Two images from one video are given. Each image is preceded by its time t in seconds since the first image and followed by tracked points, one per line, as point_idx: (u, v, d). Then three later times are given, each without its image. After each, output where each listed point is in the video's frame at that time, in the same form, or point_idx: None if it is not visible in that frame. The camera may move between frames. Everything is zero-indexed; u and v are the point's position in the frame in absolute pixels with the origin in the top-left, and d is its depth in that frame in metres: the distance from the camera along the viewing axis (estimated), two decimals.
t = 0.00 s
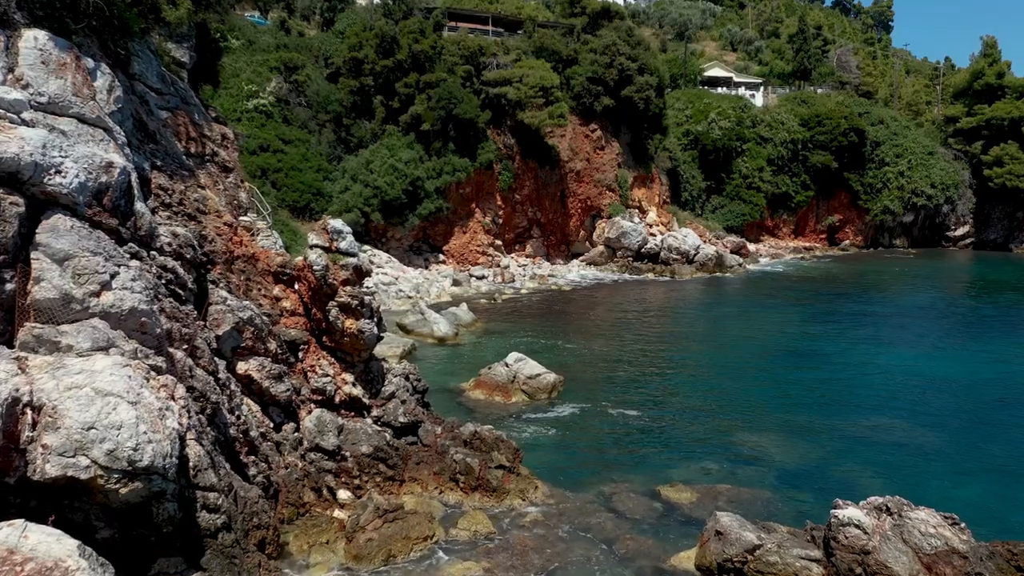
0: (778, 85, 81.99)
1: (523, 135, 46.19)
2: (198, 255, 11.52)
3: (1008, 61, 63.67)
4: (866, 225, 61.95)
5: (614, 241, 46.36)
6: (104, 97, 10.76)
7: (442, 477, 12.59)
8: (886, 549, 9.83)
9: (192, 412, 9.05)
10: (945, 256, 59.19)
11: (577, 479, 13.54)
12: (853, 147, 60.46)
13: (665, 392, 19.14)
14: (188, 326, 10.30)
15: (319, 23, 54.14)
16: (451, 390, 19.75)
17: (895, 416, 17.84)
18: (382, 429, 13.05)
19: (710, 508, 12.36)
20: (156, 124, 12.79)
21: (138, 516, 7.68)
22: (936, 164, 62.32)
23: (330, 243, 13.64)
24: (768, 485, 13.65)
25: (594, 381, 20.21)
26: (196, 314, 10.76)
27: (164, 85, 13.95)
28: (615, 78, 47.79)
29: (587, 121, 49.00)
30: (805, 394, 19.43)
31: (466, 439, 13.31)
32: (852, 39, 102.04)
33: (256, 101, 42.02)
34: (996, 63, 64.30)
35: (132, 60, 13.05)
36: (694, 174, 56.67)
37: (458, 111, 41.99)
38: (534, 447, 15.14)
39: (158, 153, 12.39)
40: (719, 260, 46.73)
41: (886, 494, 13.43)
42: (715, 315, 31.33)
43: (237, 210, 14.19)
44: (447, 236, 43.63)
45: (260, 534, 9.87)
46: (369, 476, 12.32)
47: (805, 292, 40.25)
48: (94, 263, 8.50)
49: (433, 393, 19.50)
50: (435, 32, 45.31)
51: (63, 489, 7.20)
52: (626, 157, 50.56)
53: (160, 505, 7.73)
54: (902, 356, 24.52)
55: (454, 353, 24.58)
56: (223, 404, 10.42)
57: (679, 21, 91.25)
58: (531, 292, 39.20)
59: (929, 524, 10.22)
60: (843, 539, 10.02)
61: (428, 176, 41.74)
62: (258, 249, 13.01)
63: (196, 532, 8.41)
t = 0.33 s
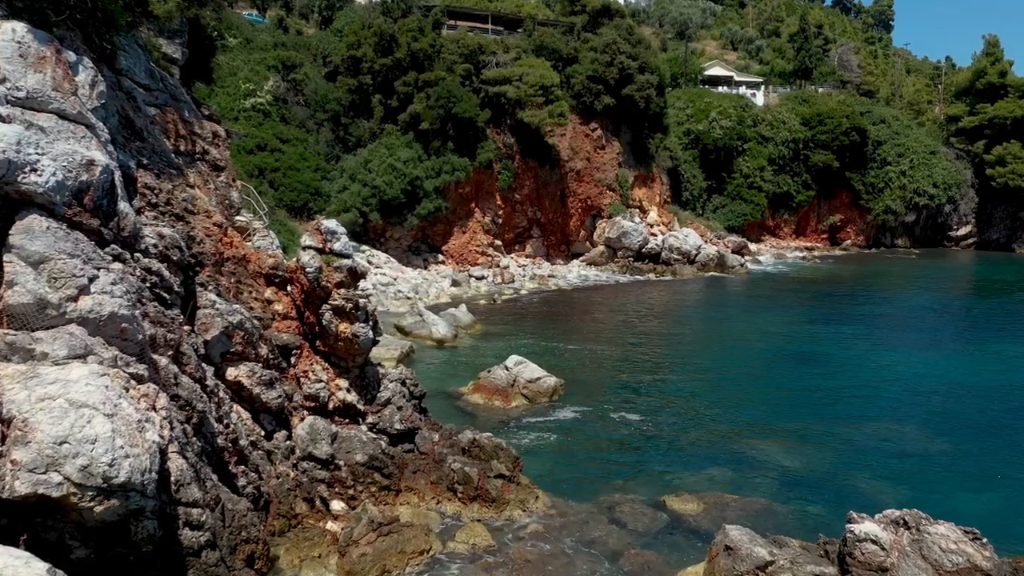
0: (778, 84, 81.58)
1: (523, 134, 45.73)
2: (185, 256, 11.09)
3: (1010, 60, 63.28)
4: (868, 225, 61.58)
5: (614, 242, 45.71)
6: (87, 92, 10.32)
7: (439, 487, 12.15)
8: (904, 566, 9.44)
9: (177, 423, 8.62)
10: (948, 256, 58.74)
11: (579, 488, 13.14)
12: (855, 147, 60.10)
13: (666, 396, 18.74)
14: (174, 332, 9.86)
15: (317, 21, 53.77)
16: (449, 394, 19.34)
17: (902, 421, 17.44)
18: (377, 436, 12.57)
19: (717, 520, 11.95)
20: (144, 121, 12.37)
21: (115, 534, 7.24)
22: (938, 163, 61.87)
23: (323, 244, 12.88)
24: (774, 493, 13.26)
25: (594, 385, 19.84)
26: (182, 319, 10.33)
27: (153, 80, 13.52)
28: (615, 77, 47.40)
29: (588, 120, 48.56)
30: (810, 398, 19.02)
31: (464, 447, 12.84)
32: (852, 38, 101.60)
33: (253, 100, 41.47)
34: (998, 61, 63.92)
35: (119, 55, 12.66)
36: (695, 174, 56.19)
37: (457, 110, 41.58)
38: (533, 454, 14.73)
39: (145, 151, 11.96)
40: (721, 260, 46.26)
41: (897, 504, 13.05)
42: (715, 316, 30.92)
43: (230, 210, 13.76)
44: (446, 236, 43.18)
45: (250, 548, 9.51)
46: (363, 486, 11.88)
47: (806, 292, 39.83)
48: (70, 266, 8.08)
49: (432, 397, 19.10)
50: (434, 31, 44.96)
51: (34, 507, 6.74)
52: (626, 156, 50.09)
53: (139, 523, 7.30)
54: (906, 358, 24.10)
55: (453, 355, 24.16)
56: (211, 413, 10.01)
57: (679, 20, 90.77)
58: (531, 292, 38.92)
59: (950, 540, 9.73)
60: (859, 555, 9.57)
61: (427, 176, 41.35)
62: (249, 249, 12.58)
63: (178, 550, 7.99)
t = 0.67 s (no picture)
0: (780, 83, 81.05)
1: (522, 132, 45.21)
2: (167, 258, 10.52)
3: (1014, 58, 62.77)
4: (870, 225, 61.13)
5: (614, 242, 45.10)
6: (61, 84, 9.74)
7: (436, 499, 11.66)
8: None
9: (155, 437, 8.07)
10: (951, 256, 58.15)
11: (580, 500, 12.60)
12: (857, 146, 59.77)
13: (669, 402, 18.18)
14: (153, 339, 9.30)
15: (315, 19, 53.16)
16: (448, 399, 18.80)
17: (912, 427, 16.93)
18: (370, 447, 12.01)
19: (727, 536, 11.43)
20: (127, 117, 11.80)
21: (82, 561, 6.67)
22: (941, 163, 61.29)
23: (315, 245, 12.31)
24: (785, 505, 12.71)
25: (594, 389, 19.26)
26: (163, 325, 9.73)
27: (137, 74, 12.93)
28: (616, 75, 46.83)
29: (588, 118, 48.02)
30: (816, 403, 18.48)
31: (462, 458, 12.31)
32: (853, 37, 100.95)
33: (250, 98, 40.85)
34: (1001, 60, 63.41)
35: (101, 47, 12.10)
36: (697, 173, 55.61)
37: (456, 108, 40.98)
38: (532, 462, 14.19)
39: (127, 147, 11.38)
40: (723, 260, 45.54)
41: (912, 519, 12.52)
42: (716, 318, 30.37)
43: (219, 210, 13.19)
44: (444, 236, 42.63)
45: (233, 568, 9.00)
46: (356, 499, 11.34)
47: (808, 293, 39.32)
48: (37, 270, 7.50)
49: (429, 402, 18.63)
50: (433, 28, 44.45)
51: None
52: (627, 155, 49.51)
53: (107, 548, 6.71)
54: (911, 362, 23.59)
55: (451, 359, 23.59)
56: (193, 424, 9.45)
57: (679, 18, 90.15)
58: (532, 293, 38.35)
59: (980, 562, 9.12)
60: None
61: (426, 175, 40.80)
62: (236, 250, 12.02)
63: None
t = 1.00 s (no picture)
0: (781, 81, 80.50)
1: (522, 132, 44.70)
2: (147, 261, 9.95)
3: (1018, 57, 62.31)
4: (872, 224, 60.45)
5: (615, 242, 44.43)
6: (32, 76, 9.19)
7: (431, 514, 11.08)
8: None
9: (128, 454, 7.51)
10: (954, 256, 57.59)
11: (582, 513, 12.05)
12: (859, 145, 59.29)
13: (671, 408, 17.60)
14: (130, 347, 8.73)
15: (313, 17, 52.58)
16: (446, 405, 18.25)
17: (923, 436, 16.36)
18: (363, 458, 11.45)
19: (738, 554, 10.89)
20: (107, 112, 11.21)
21: None
22: (944, 162, 60.76)
23: (305, 246, 12.05)
24: (797, 520, 12.15)
25: (595, 395, 18.69)
26: (141, 332, 9.16)
27: (119, 67, 12.34)
28: (617, 73, 46.26)
29: (589, 117, 47.50)
30: (824, 410, 17.93)
31: (460, 470, 11.58)
32: (855, 36, 100.46)
33: (246, 97, 40.28)
34: (1005, 59, 62.91)
35: (80, 39, 11.52)
36: (697, 173, 55.01)
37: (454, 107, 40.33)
38: (531, 472, 13.61)
39: (106, 143, 10.79)
40: (725, 260, 44.99)
41: (931, 535, 11.97)
42: (718, 321, 29.81)
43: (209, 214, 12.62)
44: (443, 236, 42.06)
45: None
46: (347, 514, 10.77)
47: (811, 294, 38.79)
48: None
49: (427, 408, 18.07)
50: (433, 25, 43.91)
51: None
52: (628, 154, 48.98)
53: None
54: (917, 366, 23.07)
55: (450, 363, 23.03)
56: (172, 438, 8.87)
57: (680, 17, 89.60)
58: (532, 293, 37.76)
59: None
60: None
61: (424, 174, 40.23)
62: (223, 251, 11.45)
63: None
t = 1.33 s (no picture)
0: (783, 80, 79.86)
1: (522, 131, 44.08)
2: (120, 265, 9.26)
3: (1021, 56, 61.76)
4: (874, 224, 59.77)
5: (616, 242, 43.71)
6: None
7: (426, 535, 10.41)
8: None
9: (91, 480, 6.85)
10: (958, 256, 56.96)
11: (588, 532, 11.42)
12: (861, 144, 58.62)
13: (677, 416, 16.92)
14: (97, 359, 8.06)
15: (310, 14, 51.88)
16: (443, 412, 17.59)
17: (939, 446, 15.70)
18: (354, 474, 10.76)
19: None
20: (80, 105, 10.51)
21: None
22: (947, 162, 60.21)
23: (291, 249, 11.11)
24: (812, 540, 11.52)
25: (597, 401, 18.01)
26: (110, 342, 8.46)
27: (96, 59, 11.61)
28: (618, 71, 45.58)
29: (589, 116, 46.83)
30: (835, 418, 17.26)
31: (456, 487, 10.87)
32: (855, 35, 99.87)
33: (242, 95, 39.65)
34: (1009, 57, 62.35)
35: (52, 28, 10.83)
36: (698, 172, 54.24)
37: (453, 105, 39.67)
38: (532, 485, 12.93)
39: (77, 139, 10.09)
40: (727, 261, 44.28)
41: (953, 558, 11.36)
42: (722, 323, 29.16)
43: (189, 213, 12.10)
44: (442, 236, 41.37)
45: None
46: (335, 535, 10.13)
47: (815, 296, 38.19)
48: None
49: (423, 415, 17.42)
50: (431, 23, 43.23)
51: None
52: (629, 154, 48.35)
53: None
54: (928, 370, 22.41)
55: (448, 368, 22.39)
56: (144, 457, 8.21)
57: (680, 16, 89.00)
58: (532, 295, 37.07)
59: None
60: None
61: (422, 174, 39.53)
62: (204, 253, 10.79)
63: None
